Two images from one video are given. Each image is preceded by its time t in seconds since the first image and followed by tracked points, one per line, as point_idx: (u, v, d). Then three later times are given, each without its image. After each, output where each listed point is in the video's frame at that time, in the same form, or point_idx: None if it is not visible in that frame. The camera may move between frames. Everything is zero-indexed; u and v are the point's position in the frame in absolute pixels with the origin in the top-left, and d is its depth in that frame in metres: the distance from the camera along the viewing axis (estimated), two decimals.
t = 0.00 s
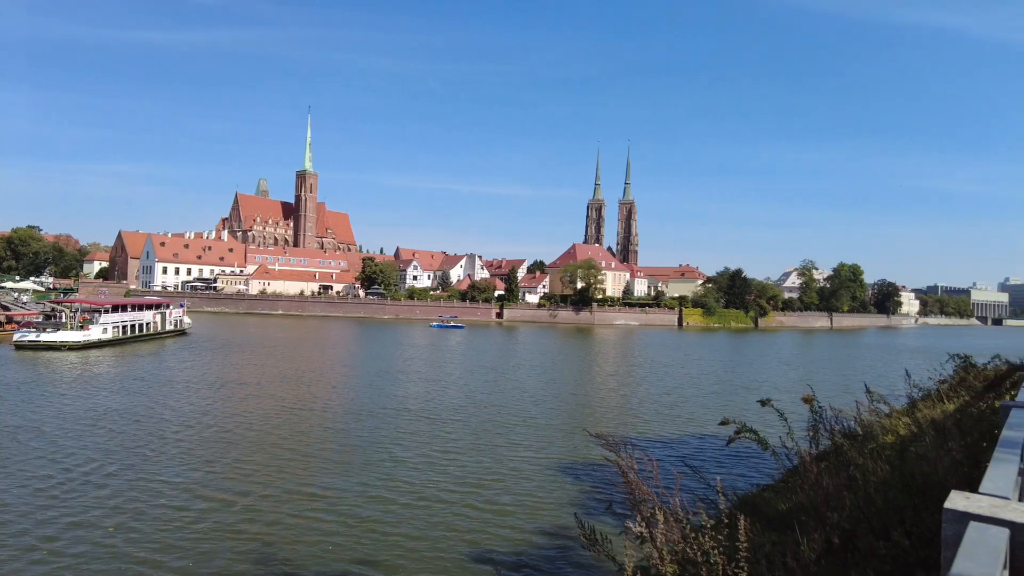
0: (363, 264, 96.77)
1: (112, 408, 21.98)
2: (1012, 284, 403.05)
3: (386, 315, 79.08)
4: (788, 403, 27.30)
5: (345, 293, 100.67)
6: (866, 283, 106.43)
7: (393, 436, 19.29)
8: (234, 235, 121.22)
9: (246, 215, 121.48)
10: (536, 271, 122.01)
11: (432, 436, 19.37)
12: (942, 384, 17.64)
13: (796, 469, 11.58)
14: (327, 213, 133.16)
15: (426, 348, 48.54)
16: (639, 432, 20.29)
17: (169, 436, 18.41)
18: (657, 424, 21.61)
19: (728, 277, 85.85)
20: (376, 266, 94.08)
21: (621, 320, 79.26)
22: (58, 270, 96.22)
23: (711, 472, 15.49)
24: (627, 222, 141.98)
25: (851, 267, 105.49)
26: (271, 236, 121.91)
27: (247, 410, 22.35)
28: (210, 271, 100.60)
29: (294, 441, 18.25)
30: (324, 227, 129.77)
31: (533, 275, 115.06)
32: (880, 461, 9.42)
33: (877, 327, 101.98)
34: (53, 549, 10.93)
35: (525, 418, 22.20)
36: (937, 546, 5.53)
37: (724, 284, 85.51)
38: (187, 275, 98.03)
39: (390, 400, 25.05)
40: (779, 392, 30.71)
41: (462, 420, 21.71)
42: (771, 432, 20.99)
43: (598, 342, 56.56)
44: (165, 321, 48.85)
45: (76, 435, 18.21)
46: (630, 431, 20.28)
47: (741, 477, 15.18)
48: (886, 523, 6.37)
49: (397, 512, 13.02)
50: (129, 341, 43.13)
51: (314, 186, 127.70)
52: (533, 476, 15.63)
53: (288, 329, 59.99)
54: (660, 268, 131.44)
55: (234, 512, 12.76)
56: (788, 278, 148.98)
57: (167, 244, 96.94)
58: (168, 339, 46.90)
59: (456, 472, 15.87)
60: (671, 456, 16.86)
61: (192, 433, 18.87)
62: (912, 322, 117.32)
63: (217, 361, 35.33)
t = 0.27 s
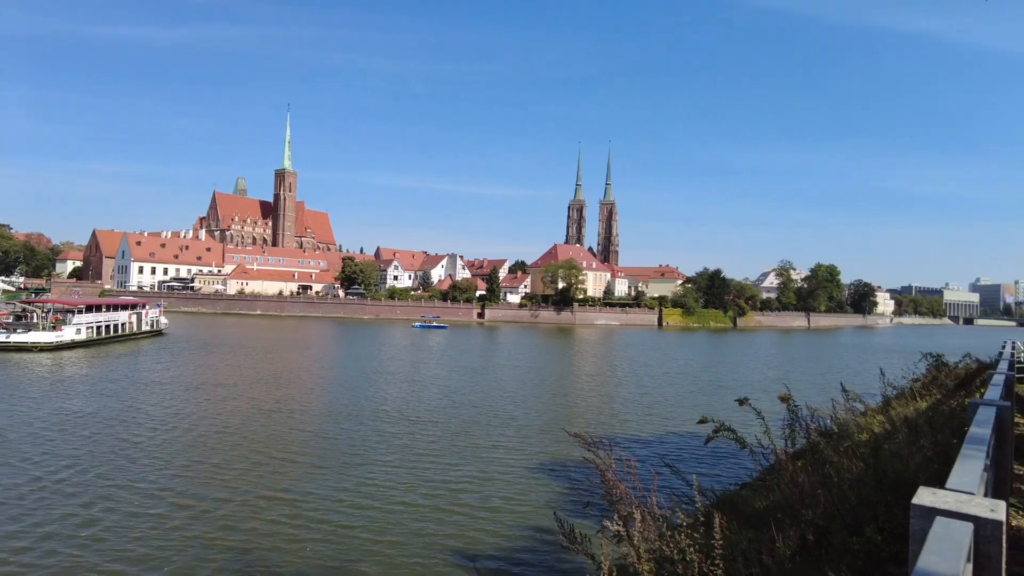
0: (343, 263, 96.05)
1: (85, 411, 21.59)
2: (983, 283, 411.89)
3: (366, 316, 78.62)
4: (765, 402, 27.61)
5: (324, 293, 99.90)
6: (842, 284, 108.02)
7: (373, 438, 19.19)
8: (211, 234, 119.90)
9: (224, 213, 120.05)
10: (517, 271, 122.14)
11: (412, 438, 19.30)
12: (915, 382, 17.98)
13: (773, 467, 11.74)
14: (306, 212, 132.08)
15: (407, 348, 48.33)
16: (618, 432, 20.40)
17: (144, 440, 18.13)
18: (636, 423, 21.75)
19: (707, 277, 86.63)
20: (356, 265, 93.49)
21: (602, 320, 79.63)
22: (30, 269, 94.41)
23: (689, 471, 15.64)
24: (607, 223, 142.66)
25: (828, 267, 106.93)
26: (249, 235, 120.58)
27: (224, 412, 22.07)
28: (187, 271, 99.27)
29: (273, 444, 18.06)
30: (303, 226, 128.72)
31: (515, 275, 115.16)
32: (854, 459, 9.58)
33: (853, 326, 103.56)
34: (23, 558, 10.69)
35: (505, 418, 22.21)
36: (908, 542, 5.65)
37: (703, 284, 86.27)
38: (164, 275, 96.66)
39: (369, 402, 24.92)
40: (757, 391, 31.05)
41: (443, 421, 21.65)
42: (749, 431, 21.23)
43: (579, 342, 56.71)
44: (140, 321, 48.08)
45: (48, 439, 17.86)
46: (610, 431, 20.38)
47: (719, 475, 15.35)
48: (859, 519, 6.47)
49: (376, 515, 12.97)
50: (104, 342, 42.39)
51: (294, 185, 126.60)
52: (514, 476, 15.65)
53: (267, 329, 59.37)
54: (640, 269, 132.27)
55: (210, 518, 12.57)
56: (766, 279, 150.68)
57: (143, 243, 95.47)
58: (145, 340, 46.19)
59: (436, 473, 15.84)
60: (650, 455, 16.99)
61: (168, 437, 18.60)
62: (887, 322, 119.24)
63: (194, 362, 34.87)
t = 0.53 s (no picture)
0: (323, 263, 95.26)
1: (58, 413, 21.17)
2: (956, 284, 420.03)
3: (347, 316, 78.09)
4: (744, 401, 27.88)
5: (304, 293, 99.04)
6: (819, 284, 109.47)
7: (353, 439, 19.06)
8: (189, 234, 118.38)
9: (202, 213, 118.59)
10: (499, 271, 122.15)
11: (392, 439, 19.19)
12: (889, 381, 18.25)
13: (751, 465, 11.85)
14: (286, 211, 130.91)
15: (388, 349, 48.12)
16: (599, 431, 20.45)
17: (119, 442, 17.81)
18: (616, 423, 21.84)
19: (687, 277, 87.29)
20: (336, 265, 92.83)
21: (583, 320, 79.92)
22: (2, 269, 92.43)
23: (668, 470, 15.73)
24: (589, 224, 143.18)
25: (805, 267, 108.39)
26: (228, 234, 119.27)
27: (201, 414, 21.77)
28: (164, 270, 97.89)
29: (251, 446, 17.86)
30: (282, 225, 127.57)
31: (496, 275, 115.22)
32: (830, 457, 9.69)
33: (830, 326, 105.02)
34: None
35: (485, 419, 22.17)
36: (881, 538, 5.73)
37: (683, 284, 86.90)
38: (140, 274, 95.22)
39: (349, 403, 24.74)
40: (735, 390, 31.35)
41: (423, 423, 21.56)
42: (727, 430, 21.42)
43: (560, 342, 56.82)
44: (116, 322, 47.29)
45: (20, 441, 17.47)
46: (591, 430, 20.43)
47: (698, 473, 15.46)
48: (835, 516, 6.54)
49: (357, 516, 12.88)
50: (78, 343, 41.65)
51: (273, 184, 125.45)
52: (495, 477, 15.63)
53: (245, 330, 58.72)
54: (621, 269, 132.95)
55: (186, 519, 12.41)
56: (745, 279, 152.25)
57: (119, 242, 93.95)
58: (120, 340, 45.45)
59: (416, 474, 15.77)
60: (630, 455, 17.07)
61: (144, 439, 18.30)
62: (863, 321, 121.13)
63: (171, 363, 34.41)
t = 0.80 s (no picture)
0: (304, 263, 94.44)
1: (30, 417, 20.81)
2: (931, 284, 427.19)
3: (328, 316, 77.55)
4: (723, 400, 28.13)
5: (284, 292, 98.16)
6: (798, 284, 110.71)
7: (333, 441, 18.96)
8: (167, 233, 116.87)
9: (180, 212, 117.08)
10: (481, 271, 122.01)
11: (373, 441, 19.10)
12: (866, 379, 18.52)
13: (729, 463, 11.96)
14: (265, 210, 129.67)
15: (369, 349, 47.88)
16: (580, 431, 20.52)
17: (94, 445, 17.58)
18: (597, 422, 21.92)
19: (668, 277, 87.85)
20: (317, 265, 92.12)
21: (565, 320, 80.11)
22: None
23: (649, 468, 15.82)
24: (571, 224, 143.48)
25: (785, 267, 109.56)
26: (206, 234, 117.87)
27: (179, 416, 21.51)
28: (141, 270, 96.51)
29: (230, 449, 17.69)
30: (262, 225, 126.34)
31: (479, 275, 115.12)
32: (807, 454, 9.81)
33: (809, 325, 106.27)
34: None
35: (467, 420, 22.14)
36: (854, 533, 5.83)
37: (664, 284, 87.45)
38: (117, 274, 93.82)
39: (330, 404, 24.58)
40: (714, 389, 31.61)
41: (404, 424, 21.48)
42: (707, 428, 21.59)
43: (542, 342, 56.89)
44: (92, 322, 46.57)
45: None
46: (572, 430, 20.49)
47: (678, 471, 15.57)
48: (811, 512, 6.62)
49: (337, 517, 12.86)
50: (52, 344, 40.96)
51: (253, 183, 124.19)
52: (476, 477, 15.64)
53: (224, 330, 58.10)
54: (603, 269, 133.42)
55: (163, 525, 12.28)
56: (725, 279, 153.52)
57: (94, 242, 92.46)
58: (96, 341, 44.75)
59: (397, 475, 15.74)
60: (610, 453, 17.16)
61: (119, 442, 18.06)
62: (841, 321, 122.76)
63: (148, 364, 33.93)
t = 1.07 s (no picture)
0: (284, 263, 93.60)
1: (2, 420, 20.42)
2: (907, 284, 434.15)
3: (308, 316, 76.98)
4: (704, 399, 28.35)
5: (264, 292, 97.24)
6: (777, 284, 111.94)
7: (313, 442, 18.82)
8: (145, 233, 115.18)
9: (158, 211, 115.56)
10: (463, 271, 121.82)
11: (353, 442, 18.99)
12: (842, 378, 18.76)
13: (708, 461, 12.06)
14: (245, 210, 128.36)
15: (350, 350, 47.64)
16: (561, 430, 20.55)
17: (68, 450, 17.32)
18: (577, 421, 21.98)
19: (649, 277, 88.37)
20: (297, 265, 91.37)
21: (547, 320, 80.28)
22: None
23: (629, 467, 15.90)
24: (553, 224, 143.74)
25: (764, 268, 110.70)
26: (185, 233, 116.40)
27: (155, 419, 21.23)
28: (118, 270, 95.07)
29: (207, 452, 17.51)
30: (241, 224, 125.07)
31: (461, 275, 114.98)
32: (784, 452, 9.93)
33: (788, 325, 107.49)
34: None
35: (447, 420, 22.08)
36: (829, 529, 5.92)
37: (645, 284, 87.96)
38: (92, 275, 92.36)
39: (309, 405, 24.38)
40: (694, 388, 31.84)
41: (384, 425, 21.37)
42: (687, 427, 21.75)
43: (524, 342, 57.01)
44: (66, 323, 45.79)
45: None
46: (554, 429, 20.52)
47: (658, 470, 15.66)
48: (788, 509, 6.69)
49: (316, 522, 12.81)
50: (25, 346, 40.24)
51: (232, 182, 122.84)
52: (457, 477, 15.63)
53: (203, 331, 57.47)
54: (585, 269, 133.84)
55: (139, 533, 12.12)
56: (706, 279, 154.66)
57: (69, 241, 90.94)
58: (71, 343, 44.01)
59: (376, 477, 15.68)
60: (591, 452, 17.21)
61: (94, 446, 17.79)
62: (819, 321, 124.36)
63: (125, 366, 33.45)
